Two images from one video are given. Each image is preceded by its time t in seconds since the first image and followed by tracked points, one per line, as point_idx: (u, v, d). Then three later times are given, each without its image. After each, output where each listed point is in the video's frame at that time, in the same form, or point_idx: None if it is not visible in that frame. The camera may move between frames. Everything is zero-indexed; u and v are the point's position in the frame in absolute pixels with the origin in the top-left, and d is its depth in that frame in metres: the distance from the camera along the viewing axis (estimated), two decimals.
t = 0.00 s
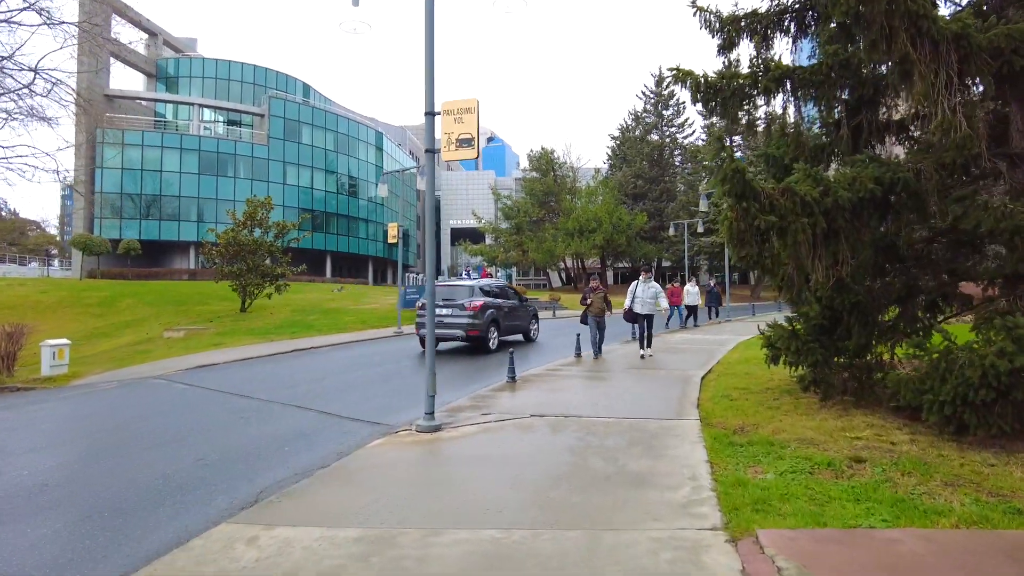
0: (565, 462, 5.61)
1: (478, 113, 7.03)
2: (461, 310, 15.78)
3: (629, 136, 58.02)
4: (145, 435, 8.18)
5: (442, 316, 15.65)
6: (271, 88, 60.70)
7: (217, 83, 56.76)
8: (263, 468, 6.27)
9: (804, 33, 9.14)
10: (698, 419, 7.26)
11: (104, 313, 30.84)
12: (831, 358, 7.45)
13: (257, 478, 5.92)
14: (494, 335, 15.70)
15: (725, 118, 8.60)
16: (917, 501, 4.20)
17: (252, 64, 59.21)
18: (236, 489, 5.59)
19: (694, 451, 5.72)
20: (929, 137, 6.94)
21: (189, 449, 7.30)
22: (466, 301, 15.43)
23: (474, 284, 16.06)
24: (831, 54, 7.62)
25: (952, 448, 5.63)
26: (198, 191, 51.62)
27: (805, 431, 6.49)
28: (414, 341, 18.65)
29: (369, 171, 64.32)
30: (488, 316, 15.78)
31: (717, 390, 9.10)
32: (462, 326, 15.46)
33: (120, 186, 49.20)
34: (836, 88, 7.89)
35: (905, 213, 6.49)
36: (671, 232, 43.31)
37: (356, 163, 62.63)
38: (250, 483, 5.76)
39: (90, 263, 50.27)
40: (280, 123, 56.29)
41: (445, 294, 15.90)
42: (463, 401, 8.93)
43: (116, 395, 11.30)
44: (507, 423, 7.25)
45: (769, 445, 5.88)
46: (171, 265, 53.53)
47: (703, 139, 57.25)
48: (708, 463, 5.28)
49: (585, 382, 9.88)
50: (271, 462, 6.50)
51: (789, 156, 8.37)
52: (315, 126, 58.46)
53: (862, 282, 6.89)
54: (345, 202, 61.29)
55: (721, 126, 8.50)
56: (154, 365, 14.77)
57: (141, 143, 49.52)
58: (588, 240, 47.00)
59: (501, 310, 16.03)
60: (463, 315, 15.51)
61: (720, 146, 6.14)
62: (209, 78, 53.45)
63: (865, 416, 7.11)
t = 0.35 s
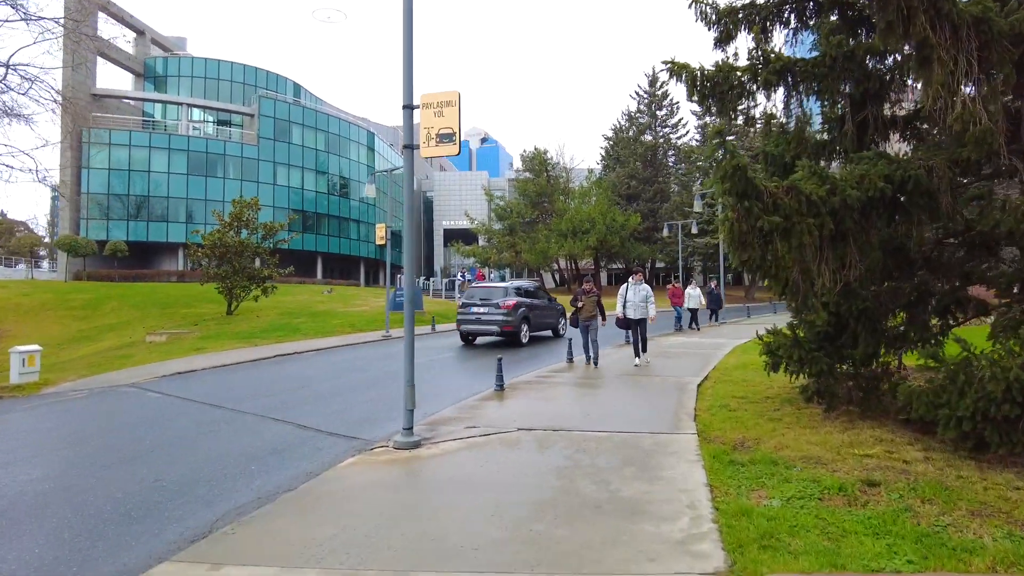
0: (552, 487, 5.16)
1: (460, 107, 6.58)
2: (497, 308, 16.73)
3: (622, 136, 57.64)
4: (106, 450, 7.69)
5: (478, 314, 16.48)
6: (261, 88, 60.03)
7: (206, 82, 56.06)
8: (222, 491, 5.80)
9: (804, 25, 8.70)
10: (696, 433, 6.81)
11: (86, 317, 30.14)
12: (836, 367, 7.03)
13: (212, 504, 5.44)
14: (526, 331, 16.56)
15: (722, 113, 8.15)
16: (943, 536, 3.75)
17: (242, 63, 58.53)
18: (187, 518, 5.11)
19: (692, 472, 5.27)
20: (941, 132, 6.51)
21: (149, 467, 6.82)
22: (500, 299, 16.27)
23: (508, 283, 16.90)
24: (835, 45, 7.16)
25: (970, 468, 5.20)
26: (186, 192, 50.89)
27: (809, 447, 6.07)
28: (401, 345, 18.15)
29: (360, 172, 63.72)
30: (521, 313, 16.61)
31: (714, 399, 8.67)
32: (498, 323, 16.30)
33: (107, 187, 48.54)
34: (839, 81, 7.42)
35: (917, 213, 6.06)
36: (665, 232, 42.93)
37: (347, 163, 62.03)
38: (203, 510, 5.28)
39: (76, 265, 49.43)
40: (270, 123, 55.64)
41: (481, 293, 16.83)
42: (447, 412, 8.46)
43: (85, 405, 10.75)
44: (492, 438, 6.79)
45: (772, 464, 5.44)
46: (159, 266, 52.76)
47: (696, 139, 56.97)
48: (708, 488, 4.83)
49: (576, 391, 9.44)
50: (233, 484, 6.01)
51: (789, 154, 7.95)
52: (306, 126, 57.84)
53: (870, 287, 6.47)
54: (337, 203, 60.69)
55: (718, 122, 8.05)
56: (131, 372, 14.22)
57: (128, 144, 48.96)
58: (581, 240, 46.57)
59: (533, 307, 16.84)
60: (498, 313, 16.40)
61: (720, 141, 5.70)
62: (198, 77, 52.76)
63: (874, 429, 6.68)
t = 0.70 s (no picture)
0: (538, 510, 4.67)
1: (440, 94, 6.08)
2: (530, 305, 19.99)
3: (616, 136, 57.24)
4: (62, 462, 7.15)
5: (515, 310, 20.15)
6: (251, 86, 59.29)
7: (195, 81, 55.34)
8: (175, 514, 5.26)
9: (806, 12, 8.26)
10: (694, 446, 6.34)
11: (68, 318, 29.50)
12: (842, 377, 6.57)
13: (160, 532, 4.90)
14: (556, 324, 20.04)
15: (721, 104, 7.70)
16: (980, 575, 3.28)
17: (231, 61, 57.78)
18: (128, 548, 4.57)
19: (692, 494, 4.78)
20: (958, 123, 6.05)
21: (102, 484, 6.28)
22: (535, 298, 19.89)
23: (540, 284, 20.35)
24: (841, 31, 6.69)
25: (996, 489, 4.74)
26: (175, 191, 50.08)
27: (817, 462, 5.61)
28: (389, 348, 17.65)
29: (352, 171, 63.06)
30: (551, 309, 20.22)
31: (712, 407, 8.23)
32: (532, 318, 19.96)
33: (93, 185, 47.78)
34: (845, 71, 6.94)
35: (933, 207, 5.61)
36: (659, 232, 42.55)
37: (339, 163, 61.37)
38: (148, 539, 4.74)
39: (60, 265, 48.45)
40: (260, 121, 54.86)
41: (516, 293, 20.12)
42: (430, 421, 7.96)
43: (50, 412, 10.20)
44: (474, 452, 6.30)
45: (779, 484, 4.97)
46: (147, 266, 51.90)
47: (690, 140, 56.65)
48: (713, 515, 4.34)
49: (567, 398, 8.97)
50: (188, 505, 5.48)
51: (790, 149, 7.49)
52: (296, 124, 57.11)
53: (881, 290, 6.03)
54: (328, 202, 60.04)
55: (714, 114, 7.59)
56: (106, 376, 13.67)
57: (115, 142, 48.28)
58: (574, 241, 46.13)
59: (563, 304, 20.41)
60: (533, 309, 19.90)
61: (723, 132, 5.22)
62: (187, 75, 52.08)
63: (884, 442, 6.22)
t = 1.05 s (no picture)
0: (510, 533, 4.22)
1: (410, 76, 5.60)
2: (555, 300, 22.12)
3: (603, 136, 56.85)
4: None
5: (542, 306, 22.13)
6: (234, 82, 58.23)
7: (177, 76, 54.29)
8: (110, 538, 4.73)
9: None
10: (683, 456, 5.91)
11: (41, 318, 28.65)
12: (840, 383, 6.18)
13: (88, 560, 4.35)
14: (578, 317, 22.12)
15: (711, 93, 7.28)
16: None
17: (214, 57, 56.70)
18: None
19: (681, 513, 4.36)
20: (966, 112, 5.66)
21: (38, 500, 5.73)
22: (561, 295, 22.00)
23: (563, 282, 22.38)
24: (839, 15, 6.28)
25: (1011, 506, 4.35)
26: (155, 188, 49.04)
27: (816, 475, 5.19)
28: (368, 350, 17.12)
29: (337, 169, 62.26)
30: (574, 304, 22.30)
31: (701, 413, 7.82)
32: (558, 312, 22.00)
33: (70, 182, 46.74)
34: (842, 57, 6.54)
35: (939, 200, 5.21)
36: (646, 232, 42.20)
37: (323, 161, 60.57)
38: (71, 570, 4.19)
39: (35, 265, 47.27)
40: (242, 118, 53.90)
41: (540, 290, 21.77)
42: (403, 429, 7.47)
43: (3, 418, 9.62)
44: (446, 464, 5.83)
45: (776, 501, 4.55)
46: (126, 265, 50.83)
47: (677, 139, 56.43)
48: (705, 538, 3.90)
49: (550, 403, 8.54)
50: (127, 527, 4.95)
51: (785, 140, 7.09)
52: (280, 122, 56.22)
53: (882, 290, 5.63)
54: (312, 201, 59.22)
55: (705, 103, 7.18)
56: (69, 379, 13.05)
57: (94, 138, 47.36)
58: (561, 241, 45.73)
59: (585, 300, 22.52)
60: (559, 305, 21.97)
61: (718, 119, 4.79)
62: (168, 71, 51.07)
63: (885, 452, 5.83)
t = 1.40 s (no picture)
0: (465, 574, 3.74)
1: (363, 61, 5.08)
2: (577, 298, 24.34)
3: (586, 136, 56.50)
4: None
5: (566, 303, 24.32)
6: (212, 79, 57.02)
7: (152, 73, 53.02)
8: None
9: None
10: (661, 475, 5.46)
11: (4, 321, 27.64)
12: (829, 394, 5.76)
13: None
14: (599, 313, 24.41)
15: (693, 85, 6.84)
16: None
17: (190, 54, 55.44)
18: None
19: (658, 547, 3.91)
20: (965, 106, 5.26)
21: None
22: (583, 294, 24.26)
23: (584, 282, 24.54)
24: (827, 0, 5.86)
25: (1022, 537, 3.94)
26: (129, 186, 47.86)
27: (806, 499, 4.76)
28: (342, 355, 16.55)
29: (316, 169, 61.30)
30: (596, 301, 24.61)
31: (682, 424, 7.39)
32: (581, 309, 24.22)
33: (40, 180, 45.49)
34: (831, 47, 6.13)
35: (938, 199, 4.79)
36: (628, 233, 41.89)
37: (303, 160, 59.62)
38: None
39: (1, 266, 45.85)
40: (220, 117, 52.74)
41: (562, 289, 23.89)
42: (364, 444, 6.95)
43: None
44: (405, 488, 5.34)
45: (763, 531, 4.10)
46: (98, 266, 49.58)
47: (660, 140, 56.27)
48: None
49: (523, 414, 8.07)
50: (37, 564, 4.37)
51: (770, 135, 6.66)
52: (258, 120, 55.16)
53: (875, 296, 5.21)
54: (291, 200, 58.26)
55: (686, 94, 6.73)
56: (21, 387, 12.37)
57: (64, 135, 46.15)
58: (544, 241, 45.32)
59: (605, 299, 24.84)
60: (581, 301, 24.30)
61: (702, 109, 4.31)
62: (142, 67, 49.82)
63: (876, 469, 5.43)
